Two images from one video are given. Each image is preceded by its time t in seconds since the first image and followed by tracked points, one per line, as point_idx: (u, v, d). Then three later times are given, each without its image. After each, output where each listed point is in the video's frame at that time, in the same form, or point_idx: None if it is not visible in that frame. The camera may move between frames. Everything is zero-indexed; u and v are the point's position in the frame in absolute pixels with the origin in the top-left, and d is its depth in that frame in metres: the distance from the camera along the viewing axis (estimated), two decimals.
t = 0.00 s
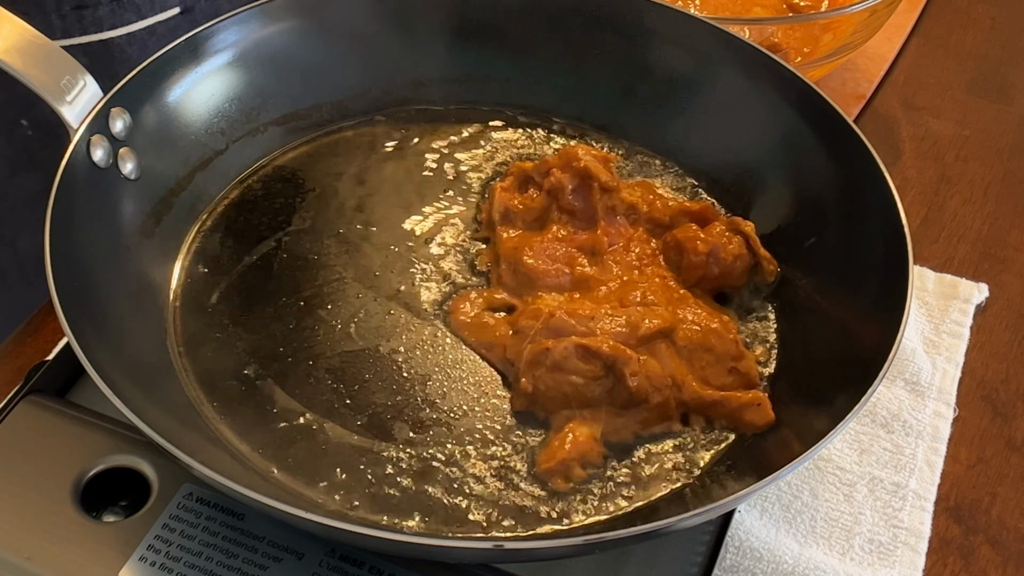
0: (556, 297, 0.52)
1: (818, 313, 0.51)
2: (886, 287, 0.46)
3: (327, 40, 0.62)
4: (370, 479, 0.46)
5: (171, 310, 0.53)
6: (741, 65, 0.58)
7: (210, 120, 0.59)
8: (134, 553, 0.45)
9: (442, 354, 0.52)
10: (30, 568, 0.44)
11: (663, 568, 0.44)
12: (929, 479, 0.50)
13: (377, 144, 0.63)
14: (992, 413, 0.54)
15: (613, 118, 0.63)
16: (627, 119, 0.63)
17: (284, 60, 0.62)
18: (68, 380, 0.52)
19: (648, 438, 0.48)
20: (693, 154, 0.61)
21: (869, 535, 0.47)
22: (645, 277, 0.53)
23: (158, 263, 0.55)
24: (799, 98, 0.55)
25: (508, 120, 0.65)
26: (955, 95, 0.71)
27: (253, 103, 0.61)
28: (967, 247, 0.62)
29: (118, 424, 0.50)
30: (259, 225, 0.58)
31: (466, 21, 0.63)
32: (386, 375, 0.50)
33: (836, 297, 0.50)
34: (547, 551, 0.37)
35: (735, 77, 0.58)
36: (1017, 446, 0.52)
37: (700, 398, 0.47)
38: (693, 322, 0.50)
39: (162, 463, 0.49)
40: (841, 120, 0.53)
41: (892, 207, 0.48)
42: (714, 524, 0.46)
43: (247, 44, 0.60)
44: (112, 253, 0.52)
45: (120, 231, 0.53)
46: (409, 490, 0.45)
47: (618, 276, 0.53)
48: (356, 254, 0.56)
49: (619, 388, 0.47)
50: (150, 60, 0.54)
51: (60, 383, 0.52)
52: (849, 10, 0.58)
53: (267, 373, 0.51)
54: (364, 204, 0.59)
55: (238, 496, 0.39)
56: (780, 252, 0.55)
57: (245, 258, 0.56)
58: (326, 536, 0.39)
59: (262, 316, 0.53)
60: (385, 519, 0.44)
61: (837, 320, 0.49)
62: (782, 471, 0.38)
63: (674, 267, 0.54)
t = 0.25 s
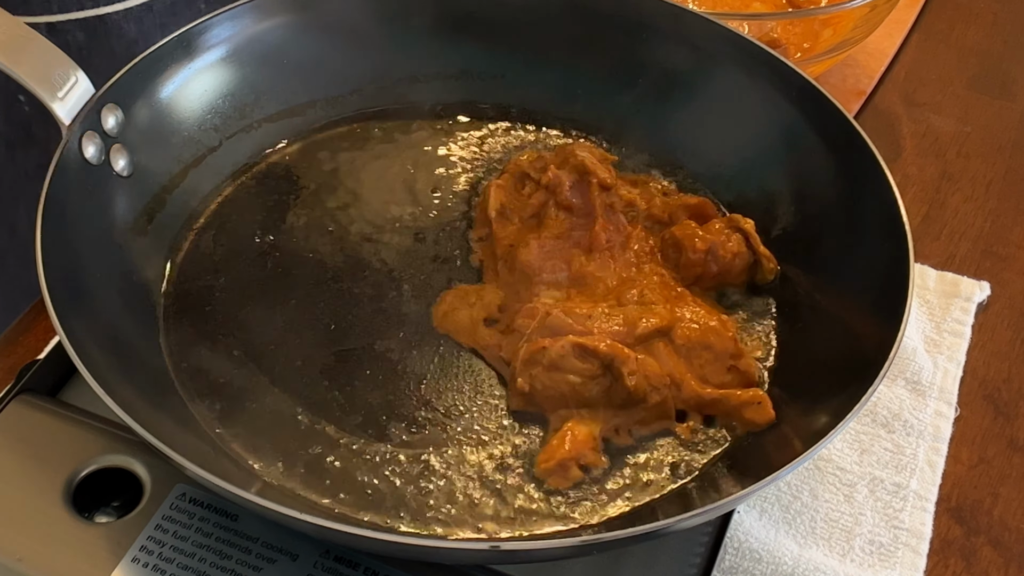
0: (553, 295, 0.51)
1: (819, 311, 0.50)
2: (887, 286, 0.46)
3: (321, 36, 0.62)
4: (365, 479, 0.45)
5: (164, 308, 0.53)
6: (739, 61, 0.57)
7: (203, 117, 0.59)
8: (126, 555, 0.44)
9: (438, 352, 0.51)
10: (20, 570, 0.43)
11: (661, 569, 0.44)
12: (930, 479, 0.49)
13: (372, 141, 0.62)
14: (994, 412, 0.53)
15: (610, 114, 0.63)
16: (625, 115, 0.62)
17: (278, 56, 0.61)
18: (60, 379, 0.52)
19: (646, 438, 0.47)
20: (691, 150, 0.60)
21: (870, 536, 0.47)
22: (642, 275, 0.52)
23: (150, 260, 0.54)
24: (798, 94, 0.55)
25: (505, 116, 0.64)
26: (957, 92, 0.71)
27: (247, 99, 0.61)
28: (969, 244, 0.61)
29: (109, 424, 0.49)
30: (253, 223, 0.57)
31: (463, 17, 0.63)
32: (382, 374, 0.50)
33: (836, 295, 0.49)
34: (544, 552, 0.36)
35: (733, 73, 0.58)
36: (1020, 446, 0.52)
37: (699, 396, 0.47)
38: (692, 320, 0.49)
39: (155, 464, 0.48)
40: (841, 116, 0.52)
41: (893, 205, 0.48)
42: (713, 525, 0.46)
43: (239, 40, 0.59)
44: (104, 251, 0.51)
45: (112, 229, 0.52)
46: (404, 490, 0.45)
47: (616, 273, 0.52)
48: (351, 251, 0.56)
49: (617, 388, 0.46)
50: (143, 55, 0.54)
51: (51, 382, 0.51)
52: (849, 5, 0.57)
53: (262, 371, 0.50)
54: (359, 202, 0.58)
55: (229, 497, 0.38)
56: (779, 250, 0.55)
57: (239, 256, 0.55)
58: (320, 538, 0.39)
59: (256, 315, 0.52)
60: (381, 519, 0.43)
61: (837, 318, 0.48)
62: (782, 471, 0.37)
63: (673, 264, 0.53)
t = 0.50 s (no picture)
0: (549, 294, 0.51)
1: (818, 310, 0.50)
2: (888, 284, 0.45)
3: (316, 31, 0.61)
4: (360, 478, 0.45)
5: (157, 306, 0.52)
6: (739, 56, 0.57)
7: (196, 113, 0.58)
8: (119, 556, 0.42)
9: (434, 351, 0.51)
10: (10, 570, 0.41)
11: (659, 571, 0.43)
12: (932, 479, 0.49)
13: (368, 138, 0.62)
14: (996, 412, 0.53)
15: (608, 111, 0.62)
16: (623, 112, 0.62)
17: (272, 52, 0.61)
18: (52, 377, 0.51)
19: (644, 438, 0.46)
20: (689, 147, 0.60)
21: (870, 537, 0.46)
22: (640, 273, 0.52)
23: (143, 258, 0.54)
24: (798, 90, 0.54)
25: (502, 113, 0.64)
26: (958, 88, 0.70)
27: (241, 96, 0.60)
28: (970, 242, 0.60)
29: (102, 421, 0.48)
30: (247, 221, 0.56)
31: (460, 12, 0.62)
32: (377, 372, 0.49)
33: (836, 294, 0.49)
34: (541, 553, 0.36)
35: (732, 68, 0.57)
36: (1022, 446, 0.51)
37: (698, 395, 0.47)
38: (690, 318, 0.49)
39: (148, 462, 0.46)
40: (841, 112, 0.52)
41: (893, 202, 0.47)
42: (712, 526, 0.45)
43: (234, 35, 0.59)
44: (96, 248, 0.51)
45: (104, 226, 0.52)
46: (399, 491, 0.44)
47: (613, 271, 0.52)
48: (346, 249, 0.55)
49: (615, 387, 0.46)
50: (135, 51, 0.53)
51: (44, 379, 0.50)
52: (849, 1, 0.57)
53: (256, 370, 0.49)
54: (355, 200, 0.58)
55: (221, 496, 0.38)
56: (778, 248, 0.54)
57: (233, 254, 0.55)
58: (315, 539, 0.38)
59: (250, 313, 0.52)
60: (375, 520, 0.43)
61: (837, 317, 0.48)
62: (782, 471, 0.37)
63: (671, 262, 0.53)
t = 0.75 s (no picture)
0: (546, 291, 0.50)
1: (818, 308, 0.49)
2: (888, 282, 0.45)
3: (311, 27, 0.61)
4: (355, 478, 0.44)
5: (150, 304, 0.52)
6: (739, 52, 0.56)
7: (190, 110, 0.58)
8: (111, 557, 0.42)
9: (430, 350, 0.50)
10: None
11: (657, 573, 0.43)
12: (932, 480, 0.48)
13: (363, 135, 0.61)
14: (998, 412, 0.52)
15: (605, 107, 0.62)
16: (620, 109, 0.61)
17: (266, 48, 0.60)
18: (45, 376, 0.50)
19: (642, 438, 0.46)
20: (687, 144, 0.59)
21: (870, 538, 0.46)
22: (638, 270, 0.51)
23: (136, 256, 0.53)
24: (798, 86, 0.54)
25: (499, 109, 0.63)
26: (959, 85, 0.70)
27: (234, 91, 0.60)
28: (971, 240, 0.60)
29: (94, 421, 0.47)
30: (242, 219, 0.56)
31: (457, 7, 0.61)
32: (372, 371, 0.49)
33: (836, 293, 0.48)
34: (538, 554, 0.35)
35: (731, 64, 0.57)
36: None
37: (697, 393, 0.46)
38: (688, 315, 0.48)
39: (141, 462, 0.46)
40: (841, 108, 0.51)
41: (894, 199, 0.47)
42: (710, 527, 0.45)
43: (227, 30, 0.58)
44: (88, 246, 0.50)
45: (96, 224, 0.51)
46: (394, 491, 0.44)
47: (611, 268, 0.52)
48: (341, 247, 0.55)
49: (612, 386, 0.45)
50: (127, 48, 0.53)
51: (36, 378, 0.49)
52: None
53: (250, 368, 0.49)
54: (350, 197, 0.57)
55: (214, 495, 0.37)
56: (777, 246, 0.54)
57: (226, 251, 0.54)
58: (310, 540, 0.37)
59: (243, 311, 0.51)
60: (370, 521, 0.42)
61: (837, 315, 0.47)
62: (781, 471, 0.36)
63: (669, 260, 0.52)
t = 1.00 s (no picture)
0: (543, 291, 0.50)
1: (818, 307, 0.49)
2: (889, 280, 0.44)
3: (305, 23, 0.60)
4: (350, 478, 0.44)
5: (142, 303, 0.51)
6: (738, 49, 0.56)
7: (183, 107, 0.57)
8: (105, 558, 0.41)
9: (426, 349, 0.50)
10: None
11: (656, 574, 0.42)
12: (933, 480, 0.48)
13: (359, 132, 0.61)
14: (999, 411, 0.51)
15: (603, 104, 0.61)
16: (617, 105, 0.61)
17: (260, 44, 0.60)
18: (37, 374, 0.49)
19: (640, 438, 0.45)
20: (685, 140, 0.59)
21: (871, 538, 0.45)
22: (636, 268, 0.51)
23: (129, 254, 0.53)
24: (797, 82, 0.53)
25: (497, 106, 0.63)
26: (960, 82, 0.69)
27: (228, 88, 0.59)
28: (972, 238, 0.59)
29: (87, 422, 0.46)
30: (236, 216, 0.55)
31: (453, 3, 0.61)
32: (367, 370, 0.48)
33: (836, 291, 0.48)
34: (535, 555, 0.34)
35: (729, 60, 0.56)
36: None
37: (695, 392, 0.45)
38: (687, 314, 0.48)
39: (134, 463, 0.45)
40: (841, 104, 0.51)
41: (895, 196, 0.46)
42: (709, 527, 0.44)
43: (221, 26, 0.58)
44: (81, 244, 0.50)
45: (89, 221, 0.51)
46: (389, 492, 0.43)
47: (609, 266, 0.51)
48: (337, 244, 0.54)
49: (610, 385, 0.45)
50: (120, 43, 0.52)
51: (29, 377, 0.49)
52: None
53: (244, 367, 0.48)
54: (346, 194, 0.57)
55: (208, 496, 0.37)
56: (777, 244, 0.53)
57: (221, 249, 0.54)
58: (305, 541, 0.37)
59: (238, 310, 0.51)
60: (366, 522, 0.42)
61: (838, 314, 0.47)
62: (781, 472, 0.36)
63: (667, 258, 0.52)
